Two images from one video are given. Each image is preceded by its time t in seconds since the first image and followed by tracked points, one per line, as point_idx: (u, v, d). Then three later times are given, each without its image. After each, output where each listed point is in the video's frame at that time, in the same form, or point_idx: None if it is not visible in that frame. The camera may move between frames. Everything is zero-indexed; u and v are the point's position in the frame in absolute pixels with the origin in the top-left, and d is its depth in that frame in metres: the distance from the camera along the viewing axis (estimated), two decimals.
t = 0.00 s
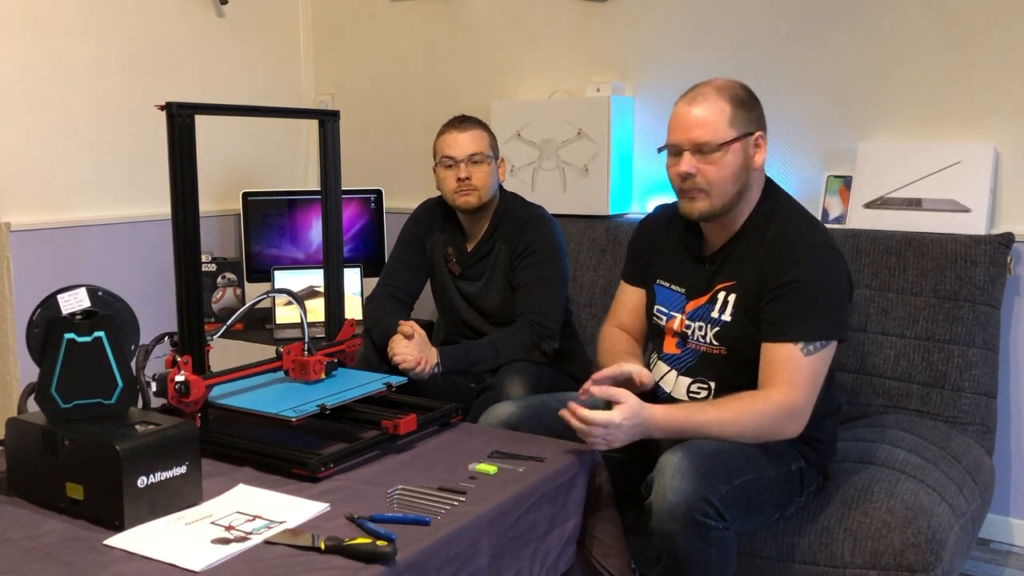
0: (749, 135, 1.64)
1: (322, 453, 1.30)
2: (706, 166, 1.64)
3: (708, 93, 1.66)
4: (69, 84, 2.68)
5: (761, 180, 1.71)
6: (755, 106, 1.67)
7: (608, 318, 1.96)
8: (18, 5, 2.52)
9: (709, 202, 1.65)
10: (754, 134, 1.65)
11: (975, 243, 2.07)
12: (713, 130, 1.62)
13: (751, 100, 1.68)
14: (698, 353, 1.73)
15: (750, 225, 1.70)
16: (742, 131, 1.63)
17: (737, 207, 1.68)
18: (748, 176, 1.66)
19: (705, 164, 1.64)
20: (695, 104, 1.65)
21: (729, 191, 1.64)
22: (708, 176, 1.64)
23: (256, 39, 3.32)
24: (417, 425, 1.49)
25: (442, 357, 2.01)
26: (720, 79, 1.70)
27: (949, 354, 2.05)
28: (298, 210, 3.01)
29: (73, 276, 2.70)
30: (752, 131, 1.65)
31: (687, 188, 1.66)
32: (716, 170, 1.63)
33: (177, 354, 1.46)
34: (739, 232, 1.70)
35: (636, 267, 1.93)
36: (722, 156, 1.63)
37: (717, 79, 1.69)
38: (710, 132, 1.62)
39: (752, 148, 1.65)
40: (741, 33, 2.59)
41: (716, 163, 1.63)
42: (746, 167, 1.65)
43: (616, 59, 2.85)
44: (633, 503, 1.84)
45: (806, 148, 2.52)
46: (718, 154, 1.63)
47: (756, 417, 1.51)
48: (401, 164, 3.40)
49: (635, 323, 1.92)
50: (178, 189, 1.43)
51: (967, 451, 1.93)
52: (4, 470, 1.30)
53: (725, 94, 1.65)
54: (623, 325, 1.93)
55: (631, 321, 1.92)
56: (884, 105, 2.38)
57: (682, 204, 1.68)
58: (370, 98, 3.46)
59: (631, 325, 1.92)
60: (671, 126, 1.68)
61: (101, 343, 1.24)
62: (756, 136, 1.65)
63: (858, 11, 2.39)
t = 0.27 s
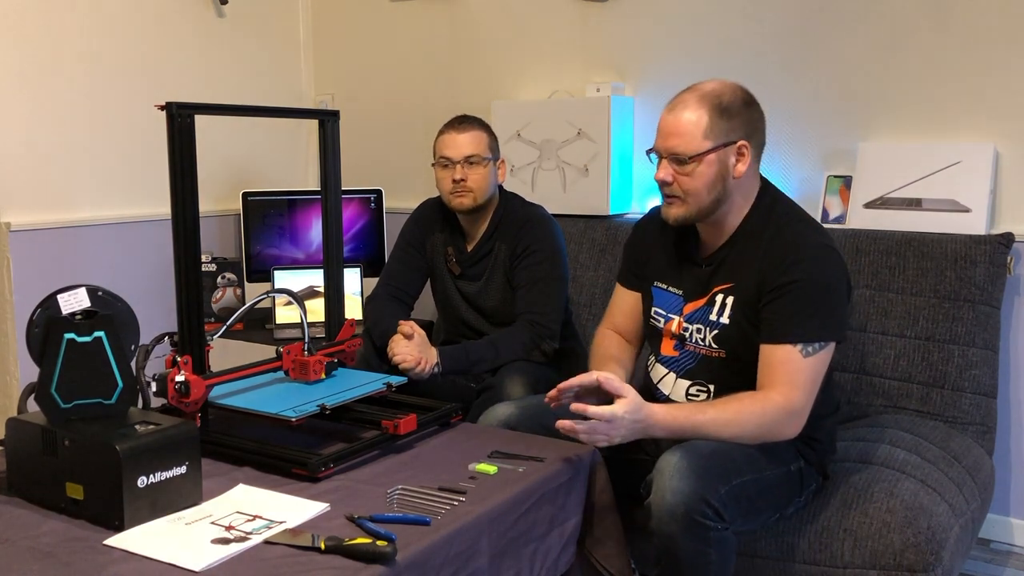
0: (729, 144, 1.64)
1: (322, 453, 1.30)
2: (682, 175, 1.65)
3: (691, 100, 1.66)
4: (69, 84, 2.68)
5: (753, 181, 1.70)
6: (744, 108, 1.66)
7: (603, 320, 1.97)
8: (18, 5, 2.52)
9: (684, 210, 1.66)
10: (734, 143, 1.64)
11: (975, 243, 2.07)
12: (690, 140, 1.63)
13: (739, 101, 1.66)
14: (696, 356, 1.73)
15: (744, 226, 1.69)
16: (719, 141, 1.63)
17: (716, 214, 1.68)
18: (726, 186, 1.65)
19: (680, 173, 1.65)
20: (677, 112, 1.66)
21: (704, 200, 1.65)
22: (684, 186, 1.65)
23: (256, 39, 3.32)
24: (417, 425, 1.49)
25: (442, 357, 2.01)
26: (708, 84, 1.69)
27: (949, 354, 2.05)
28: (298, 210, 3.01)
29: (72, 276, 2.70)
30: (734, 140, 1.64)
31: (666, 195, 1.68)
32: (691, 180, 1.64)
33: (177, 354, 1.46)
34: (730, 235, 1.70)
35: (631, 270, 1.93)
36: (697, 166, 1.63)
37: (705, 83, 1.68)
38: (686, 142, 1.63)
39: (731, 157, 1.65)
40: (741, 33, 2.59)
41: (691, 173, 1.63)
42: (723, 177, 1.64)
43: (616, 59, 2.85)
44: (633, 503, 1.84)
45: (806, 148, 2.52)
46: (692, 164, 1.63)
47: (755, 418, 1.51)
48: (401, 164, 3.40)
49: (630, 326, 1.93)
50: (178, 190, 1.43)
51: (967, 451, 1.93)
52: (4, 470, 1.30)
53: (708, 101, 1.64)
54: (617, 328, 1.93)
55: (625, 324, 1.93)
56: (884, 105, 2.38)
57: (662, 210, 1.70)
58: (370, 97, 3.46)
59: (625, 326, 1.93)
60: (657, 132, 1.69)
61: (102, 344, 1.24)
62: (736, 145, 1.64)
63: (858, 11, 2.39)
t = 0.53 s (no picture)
0: (729, 144, 1.64)
1: (322, 453, 1.30)
2: (682, 177, 1.65)
3: (688, 102, 1.66)
4: (68, 84, 2.68)
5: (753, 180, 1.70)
6: (743, 109, 1.67)
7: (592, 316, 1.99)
8: (18, 5, 2.52)
9: (684, 212, 1.66)
10: (734, 144, 1.64)
11: (975, 243, 2.07)
12: (690, 141, 1.63)
13: (738, 101, 1.66)
14: (698, 356, 1.73)
15: (743, 225, 1.70)
16: (718, 142, 1.63)
17: (717, 215, 1.68)
18: (727, 186, 1.65)
19: (680, 175, 1.65)
20: (675, 114, 1.65)
21: (705, 201, 1.65)
22: (683, 188, 1.65)
23: (256, 39, 3.32)
24: (417, 425, 1.49)
25: (442, 357, 2.01)
26: (706, 83, 1.69)
27: (949, 354, 2.05)
28: (298, 210, 3.01)
29: (72, 276, 2.70)
30: (732, 140, 1.64)
31: (666, 196, 1.68)
32: (692, 182, 1.64)
33: (177, 353, 1.46)
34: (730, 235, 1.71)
35: (630, 271, 1.93)
36: (696, 168, 1.63)
37: (703, 83, 1.69)
38: (685, 144, 1.63)
39: (731, 158, 1.65)
40: (741, 33, 2.59)
41: (691, 175, 1.64)
42: (723, 178, 1.64)
43: (616, 59, 2.85)
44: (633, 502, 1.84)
45: (806, 148, 2.52)
46: (692, 166, 1.63)
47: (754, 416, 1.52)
48: (401, 164, 3.40)
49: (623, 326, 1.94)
50: (177, 190, 1.43)
51: (967, 451, 1.93)
52: (4, 470, 1.30)
53: (705, 102, 1.64)
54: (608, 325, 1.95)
55: (619, 323, 1.94)
56: (884, 105, 2.38)
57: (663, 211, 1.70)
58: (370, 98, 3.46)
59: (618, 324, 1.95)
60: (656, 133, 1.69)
61: (101, 344, 1.23)
62: (735, 145, 1.65)
63: (858, 11, 2.39)
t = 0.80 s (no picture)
0: (744, 132, 1.66)
1: (322, 453, 1.30)
2: (704, 167, 1.64)
3: (699, 95, 1.66)
4: (69, 84, 2.68)
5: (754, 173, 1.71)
6: (741, 104, 1.68)
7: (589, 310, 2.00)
8: (18, 5, 2.52)
9: (709, 202, 1.65)
10: (748, 132, 1.66)
11: (975, 243, 2.07)
12: (709, 130, 1.62)
13: (739, 97, 1.69)
14: (697, 356, 1.73)
15: (746, 220, 1.70)
16: (736, 130, 1.64)
17: (737, 204, 1.69)
18: (746, 173, 1.67)
19: (702, 166, 1.64)
20: (688, 106, 1.65)
21: (728, 189, 1.65)
22: (706, 177, 1.64)
23: (256, 39, 3.32)
24: (417, 425, 1.49)
25: (442, 357, 2.01)
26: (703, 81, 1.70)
27: (949, 354, 2.05)
28: (298, 210, 3.01)
29: (72, 276, 2.70)
30: (745, 129, 1.66)
31: (686, 190, 1.66)
32: (714, 170, 1.64)
33: (177, 353, 1.46)
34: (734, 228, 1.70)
35: (629, 274, 1.93)
36: (720, 156, 1.63)
37: (702, 80, 1.70)
38: (706, 133, 1.62)
39: (747, 145, 1.67)
40: (741, 33, 2.59)
41: (714, 163, 1.63)
42: (743, 164, 1.66)
43: (616, 59, 2.85)
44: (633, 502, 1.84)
45: (806, 148, 2.52)
46: (716, 154, 1.63)
47: (744, 412, 1.53)
48: (401, 164, 3.40)
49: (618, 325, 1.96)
50: (178, 190, 1.43)
51: (967, 451, 1.93)
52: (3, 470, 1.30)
53: (715, 94, 1.66)
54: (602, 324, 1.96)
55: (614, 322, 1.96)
56: (884, 105, 2.38)
57: (681, 206, 1.68)
58: (370, 97, 3.46)
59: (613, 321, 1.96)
60: (665, 129, 1.67)
61: (102, 344, 1.23)
62: (749, 133, 1.67)
63: (858, 11, 2.39)
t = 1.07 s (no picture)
0: (734, 132, 1.66)
1: (321, 453, 1.30)
2: (696, 168, 1.64)
3: (690, 96, 1.66)
4: (69, 84, 2.69)
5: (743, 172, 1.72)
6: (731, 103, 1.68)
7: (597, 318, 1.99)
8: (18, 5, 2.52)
9: (701, 203, 1.65)
10: (737, 132, 1.67)
11: (975, 243, 2.07)
12: (700, 131, 1.63)
13: (729, 96, 1.69)
14: (692, 353, 1.73)
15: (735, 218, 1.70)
16: (726, 130, 1.65)
17: (727, 204, 1.69)
18: (736, 173, 1.67)
19: (693, 166, 1.64)
20: (679, 107, 1.65)
21: (719, 190, 1.66)
22: (698, 178, 1.64)
23: (256, 39, 3.32)
24: (417, 425, 1.49)
25: (442, 357, 2.01)
26: (692, 82, 1.70)
27: (949, 354, 2.05)
28: (298, 210, 3.01)
29: (72, 276, 2.70)
30: (735, 129, 1.66)
31: (675, 190, 1.66)
32: (706, 171, 1.64)
33: (177, 354, 1.46)
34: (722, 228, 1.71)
35: (627, 274, 1.93)
36: (711, 157, 1.64)
37: (691, 80, 1.70)
38: (698, 134, 1.63)
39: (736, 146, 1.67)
40: (741, 32, 2.59)
41: (705, 164, 1.64)
42: (733, 165, 1.67)
43: (616, 59, 2.85)
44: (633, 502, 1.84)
45: (806, 148, 2.52)
46: (707, 155, 1.63)
47: (734, 410, 1.55)
48: (401, 163, 3.40)
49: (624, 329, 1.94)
50: (177, 190, 1.43)
51: (967, 451, 1.93)
52: (4, 470, 1.30)
53: (706, 94, 1.66)
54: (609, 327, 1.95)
55: (620, 327, 1.94)
56: (884, 105, 2.38)
57: (672, 207, 1.69)
58: (370, 97, 3.46)
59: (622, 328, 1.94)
60: (655, 130, 1.68)
61: (101, 343, 1.24)
62: (739, 133, 1.67)
63: (859, 11, 2.39)
